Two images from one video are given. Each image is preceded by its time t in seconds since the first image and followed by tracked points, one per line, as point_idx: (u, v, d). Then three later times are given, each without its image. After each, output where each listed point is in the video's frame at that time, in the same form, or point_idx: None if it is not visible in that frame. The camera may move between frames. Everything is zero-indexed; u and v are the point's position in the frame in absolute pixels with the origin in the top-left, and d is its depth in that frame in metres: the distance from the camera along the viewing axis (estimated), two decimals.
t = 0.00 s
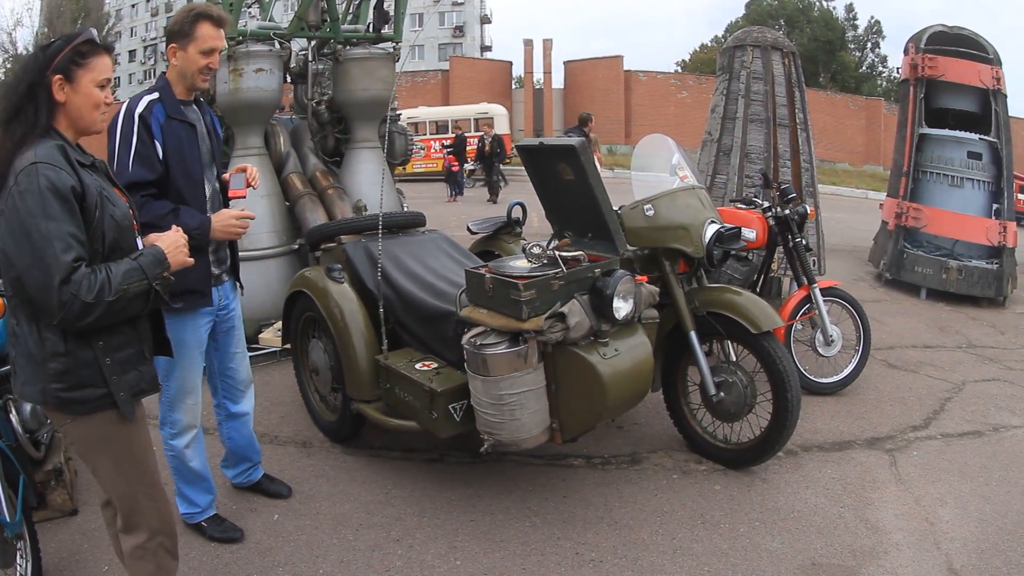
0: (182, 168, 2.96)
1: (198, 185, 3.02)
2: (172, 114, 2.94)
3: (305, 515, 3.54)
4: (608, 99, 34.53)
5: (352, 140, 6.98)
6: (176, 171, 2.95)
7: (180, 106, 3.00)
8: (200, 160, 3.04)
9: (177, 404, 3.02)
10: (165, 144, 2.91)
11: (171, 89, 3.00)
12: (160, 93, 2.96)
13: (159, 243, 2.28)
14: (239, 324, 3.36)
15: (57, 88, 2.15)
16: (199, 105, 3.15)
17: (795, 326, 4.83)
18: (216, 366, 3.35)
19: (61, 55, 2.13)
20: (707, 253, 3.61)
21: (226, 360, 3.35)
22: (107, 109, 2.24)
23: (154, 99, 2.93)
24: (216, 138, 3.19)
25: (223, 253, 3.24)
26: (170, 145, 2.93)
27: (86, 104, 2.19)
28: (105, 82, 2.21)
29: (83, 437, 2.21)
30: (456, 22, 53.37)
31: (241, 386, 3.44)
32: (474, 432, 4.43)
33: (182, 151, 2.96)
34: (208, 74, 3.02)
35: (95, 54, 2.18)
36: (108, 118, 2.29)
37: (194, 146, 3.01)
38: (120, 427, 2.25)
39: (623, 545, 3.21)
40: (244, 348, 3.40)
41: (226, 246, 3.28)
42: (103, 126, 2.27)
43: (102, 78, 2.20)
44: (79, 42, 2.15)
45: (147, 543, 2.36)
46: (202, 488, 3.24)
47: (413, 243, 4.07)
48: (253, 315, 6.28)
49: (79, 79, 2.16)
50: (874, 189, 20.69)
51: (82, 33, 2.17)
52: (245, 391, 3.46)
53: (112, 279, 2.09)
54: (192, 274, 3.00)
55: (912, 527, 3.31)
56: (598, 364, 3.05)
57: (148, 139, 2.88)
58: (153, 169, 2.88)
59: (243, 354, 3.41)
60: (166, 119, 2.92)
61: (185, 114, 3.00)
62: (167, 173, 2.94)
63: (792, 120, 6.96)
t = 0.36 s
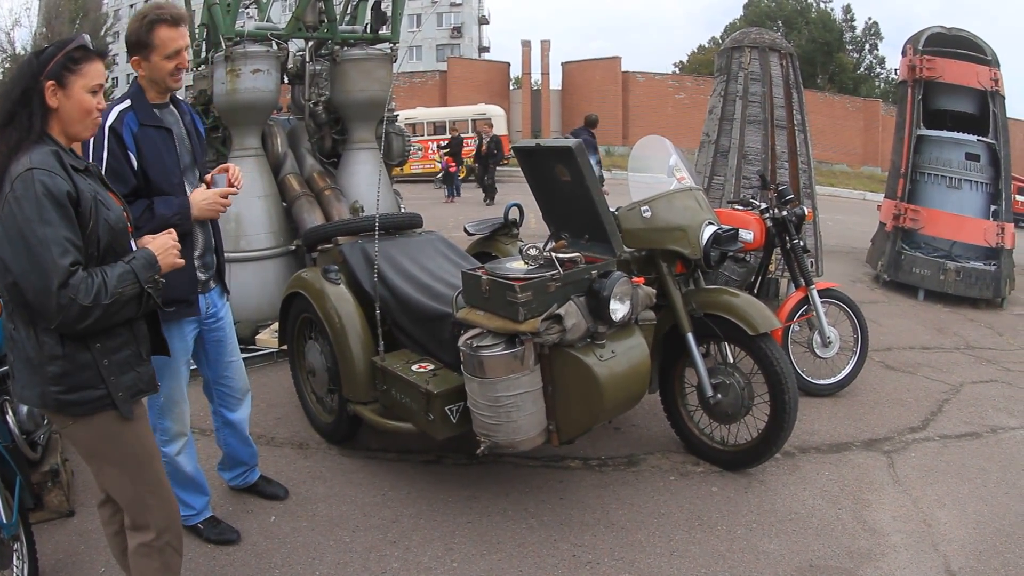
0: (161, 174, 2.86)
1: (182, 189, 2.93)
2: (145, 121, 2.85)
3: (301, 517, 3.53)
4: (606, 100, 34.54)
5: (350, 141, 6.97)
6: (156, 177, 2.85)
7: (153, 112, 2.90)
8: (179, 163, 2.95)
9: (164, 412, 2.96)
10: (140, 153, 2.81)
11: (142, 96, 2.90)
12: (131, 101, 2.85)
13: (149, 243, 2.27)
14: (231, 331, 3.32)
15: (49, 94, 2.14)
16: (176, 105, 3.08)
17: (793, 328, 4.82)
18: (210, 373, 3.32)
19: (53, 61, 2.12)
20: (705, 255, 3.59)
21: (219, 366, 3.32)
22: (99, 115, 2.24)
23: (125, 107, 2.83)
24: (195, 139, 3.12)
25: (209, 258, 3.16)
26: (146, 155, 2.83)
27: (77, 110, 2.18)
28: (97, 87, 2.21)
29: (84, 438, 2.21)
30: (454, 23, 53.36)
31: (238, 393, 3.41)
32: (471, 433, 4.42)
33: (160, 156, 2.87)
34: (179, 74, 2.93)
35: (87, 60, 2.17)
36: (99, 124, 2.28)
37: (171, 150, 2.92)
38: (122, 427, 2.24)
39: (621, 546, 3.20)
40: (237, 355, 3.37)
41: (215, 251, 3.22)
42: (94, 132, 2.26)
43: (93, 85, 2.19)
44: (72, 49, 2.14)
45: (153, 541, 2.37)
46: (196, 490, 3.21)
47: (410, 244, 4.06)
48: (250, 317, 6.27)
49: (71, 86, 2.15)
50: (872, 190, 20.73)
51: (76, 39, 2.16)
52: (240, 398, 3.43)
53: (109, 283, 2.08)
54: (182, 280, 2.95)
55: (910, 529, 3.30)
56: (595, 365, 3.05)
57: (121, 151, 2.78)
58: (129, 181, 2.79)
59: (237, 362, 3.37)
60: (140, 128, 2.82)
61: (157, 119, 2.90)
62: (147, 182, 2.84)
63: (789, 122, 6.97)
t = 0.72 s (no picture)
0: (146, 175, 2.84)
1: (168, 189, 2.92)
2: (127, 123, 2.82)
3: (296, 518, 3.51)
4: (601, 100, 34.54)
5: (345, 140, 6.95)
6: (141, 177, 2.83)
7: (135, 112, 2.87)
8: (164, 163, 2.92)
9: (152, 416, 2.91)
10: (124, 156, 2.80)
11: (124, 97, 2.87)
12: (113, 102, 2.83)
13: (142, 241, 2.24)
14: (218, 333, 3.30)
15: (42, 93, 2.12)
16: (159, 103, 3.03)
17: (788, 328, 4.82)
18: (199, 375, 3.30)
19: (46, 59, 2.10)
20: (700, 254, 3.62)
21: (208, 369, 3.29)
22: (91, 114, 2.22)
23: (107, 109, 2.81)
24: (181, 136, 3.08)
25: (196, 258, 3.13)
26: (130, 158, 2.81)
27: (70, 109, 2.16)
28: (89, 85, 2.19)
29: (80, 437, 2.19)
30: (450, 23, 53.31)
31: (227, 394, 3.39)
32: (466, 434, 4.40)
33: (144, 156, 2.85)
34: (158, 75, 2.86)
35: (80, 58, 2.15)
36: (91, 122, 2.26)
37: (154, 150, 2.89)
38: (117, 426, 2.22)
39: (616, 547, 3.19)
40: (226, 356, 3.35)
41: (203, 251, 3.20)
42: (87, 131, 2.24)
43: (86, 83, 2.17)
44: (65, 47, 2.12)
45: (150, 540, 2.35)
46: (190, 492, 3.19)
47: (404, 244, 4.04)
48: (244, 316, 6.25)
49: (64, 84, 2.13)
50: (867, 190, 20.76)
51: (68, 37, 2.13)
52: (230, 399, 3.41)
53: (105, 282, 2.07)
54: (174, 280, 2.93)
55: (906, 530, 3.30)
56: (590, 366, 3.04)
57: (105, 155, 2.77)
58: (115, 185, 2.79)
59: (226, 363, 3.35)
60: (122, 130, 2.80)
61: (140, 119, 2.87)
62: (134, 185, 2.84)
63: (785, 122, 6.98)
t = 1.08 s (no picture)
0: (139, 176, 2.83)
1: (161, 190, 2.91)
2: (120, 123, 2.81)
3: (293, 517, 3.50)
4: (598, 98, 34.53)
5: (341, 138, 6.92)
6: (134, 178, 2.82)
7: (128, 113, 2.86)
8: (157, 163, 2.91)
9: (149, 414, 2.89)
10: (117, 156, 2.79)
11: (117, 97, 2.85)
12: (106, 102, 2.81)
13: (136, 240, 2.22)
14: (213, 330, 3.28)
15: (37, 90, 2.10)
16: (150, 103, 3.02)
17: (785, 327, 4.82)
18: (194, 372, 3.29)
19: (40, 57, 2.08)
20: (697, 252, 3.60)
21: (203, 366, 3.28)
22: (86, 111, 2.20)
23: (100, 109, 2.78)
24: (174, 136, 3.07)
25: (191, 257, 3.12)
26: (123, 158, 2.80)
27: (65, 106, 2.15)
28: (84, 82, 2.18)
29: (77, 436, 2.18)
30: (446, 21, 53.27)
31: (221, 392, 3.38)
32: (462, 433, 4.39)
33: (137, 156, 2.84)
34: (153, 75, 2.85)
35: (74, 55, 2.13)
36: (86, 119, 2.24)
37: (147, 150, 2.88)
38: (114, 425, 2.21)
39: (614, 546, 3.18)
40: (221, 354, 3.33)
41: (197, 250, 3.19)
42: (82, 128, 2.23)
43: (80, 80, 2.16)
44: (59, 44, 2.10)
45: (146, 539, 2.33)
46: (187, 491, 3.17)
47: (401, 242, 4.03)
48: (240, 315, 6.23)
49: (58, 82, 2.11)
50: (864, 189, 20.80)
51: (62, 34, 2.12)
52: (224, 397, 3.40)
53: (104, 280, 2.06)
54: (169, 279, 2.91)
55: (904, 528, 3.30)
56: (588, 364, 3.03)
57: (98, 155, 2.75)
58: (109, 186, 2.77)
59: (220, 360, 3.34)
60: (115, 130, 2.79)
61: (133, 120, 2.86)
62: (127, 186, 2.82)
63: (782, 120, 6.97)
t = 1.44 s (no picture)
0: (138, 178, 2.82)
1: (160, 193, 2.89)
2: (120, 124, 2.80)
3: (293, 520, 3.49)
4: (596, 99, 34.53)
5: (340, 139, 6.92)
6: (132, 180, 2.81)
7: (129, 114, 2.85)
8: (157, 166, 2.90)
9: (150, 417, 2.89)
10: (115, 157, 2.77)
11: (119, 98, 2.85)
12: (107, 102, 2.80)
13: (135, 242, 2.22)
14: (213, 333, 3.27)
15: (35, 94, 2.10)
16: (153, 106, 3.02)
17: (785, 327, 4.81)
18: (193, 375, 3.28)
19: (38, 60, 2.07)
20: (697, 252, 3.58)
21: (203, 369, 3.27)
22: (84, 114, 2.20)
23: (101, 109, 2.78)
24: (174, 139, 3.06)
25: (190, 259, 3.12)
26: (122, 160, 2.79)
27: (63, 110, 2.14)
28: (82, 86, 2.17)
29: (78, 440, 2.17)
30: (444, 22, 53.27)
31: (220, 395, 3.37)
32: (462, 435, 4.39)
33: (136, 158, 2.83)
34: (157, 77, 2.84)
35: (72, 58, 2.13)
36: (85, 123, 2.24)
37: (147, 152, 2.87)
38: (115, 428, 2.20)
39: (615, 548, 3.18)
40: (220, 357, 3.32)
41: (196, 253, 3.18)
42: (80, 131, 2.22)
43: (79, 83, 2.15)
44: (57, 47, 2.10)
45: (146, 543, 2.32)
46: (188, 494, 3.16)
47: (400, 244, 4.02)
48: (239, 317, 6.22)
49: (57, 86, 2.11)
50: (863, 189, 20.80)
51: (60, 38, 2.11)
52: (224, 400, 3.39)
53: (106, 283, 2.05)
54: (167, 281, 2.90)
55: (905, 529, 3.29)
56: (588, 366, 3.02)
57: (96, 155, 2.74)
58: (107, 187, 2.76)
59: (220, 363, 3.33)
60: (115, 131, 2.78)
61: (134, 121, 2.85)
62: (126, 188, 2.80)
63: (781, 120, 6.96)
